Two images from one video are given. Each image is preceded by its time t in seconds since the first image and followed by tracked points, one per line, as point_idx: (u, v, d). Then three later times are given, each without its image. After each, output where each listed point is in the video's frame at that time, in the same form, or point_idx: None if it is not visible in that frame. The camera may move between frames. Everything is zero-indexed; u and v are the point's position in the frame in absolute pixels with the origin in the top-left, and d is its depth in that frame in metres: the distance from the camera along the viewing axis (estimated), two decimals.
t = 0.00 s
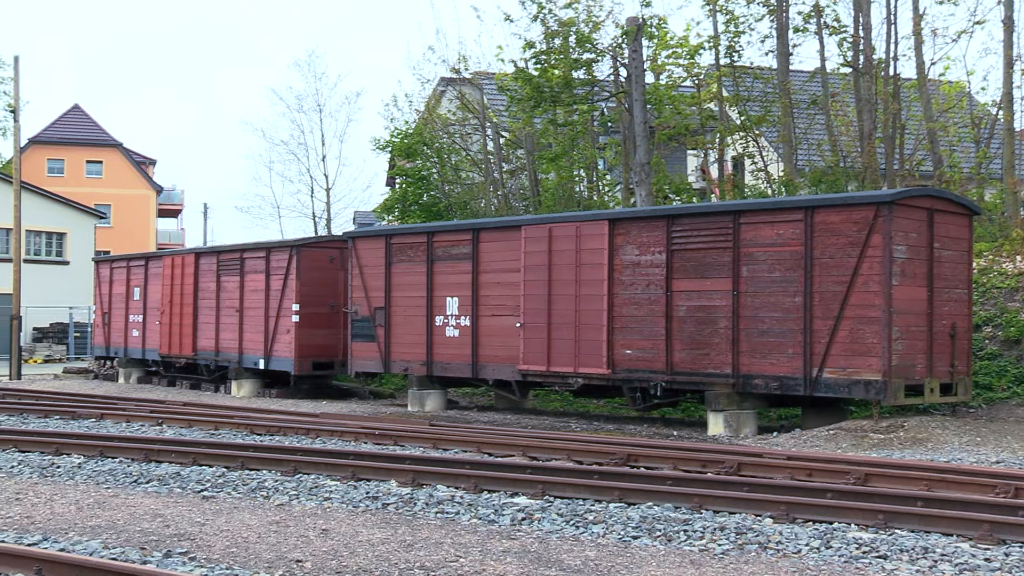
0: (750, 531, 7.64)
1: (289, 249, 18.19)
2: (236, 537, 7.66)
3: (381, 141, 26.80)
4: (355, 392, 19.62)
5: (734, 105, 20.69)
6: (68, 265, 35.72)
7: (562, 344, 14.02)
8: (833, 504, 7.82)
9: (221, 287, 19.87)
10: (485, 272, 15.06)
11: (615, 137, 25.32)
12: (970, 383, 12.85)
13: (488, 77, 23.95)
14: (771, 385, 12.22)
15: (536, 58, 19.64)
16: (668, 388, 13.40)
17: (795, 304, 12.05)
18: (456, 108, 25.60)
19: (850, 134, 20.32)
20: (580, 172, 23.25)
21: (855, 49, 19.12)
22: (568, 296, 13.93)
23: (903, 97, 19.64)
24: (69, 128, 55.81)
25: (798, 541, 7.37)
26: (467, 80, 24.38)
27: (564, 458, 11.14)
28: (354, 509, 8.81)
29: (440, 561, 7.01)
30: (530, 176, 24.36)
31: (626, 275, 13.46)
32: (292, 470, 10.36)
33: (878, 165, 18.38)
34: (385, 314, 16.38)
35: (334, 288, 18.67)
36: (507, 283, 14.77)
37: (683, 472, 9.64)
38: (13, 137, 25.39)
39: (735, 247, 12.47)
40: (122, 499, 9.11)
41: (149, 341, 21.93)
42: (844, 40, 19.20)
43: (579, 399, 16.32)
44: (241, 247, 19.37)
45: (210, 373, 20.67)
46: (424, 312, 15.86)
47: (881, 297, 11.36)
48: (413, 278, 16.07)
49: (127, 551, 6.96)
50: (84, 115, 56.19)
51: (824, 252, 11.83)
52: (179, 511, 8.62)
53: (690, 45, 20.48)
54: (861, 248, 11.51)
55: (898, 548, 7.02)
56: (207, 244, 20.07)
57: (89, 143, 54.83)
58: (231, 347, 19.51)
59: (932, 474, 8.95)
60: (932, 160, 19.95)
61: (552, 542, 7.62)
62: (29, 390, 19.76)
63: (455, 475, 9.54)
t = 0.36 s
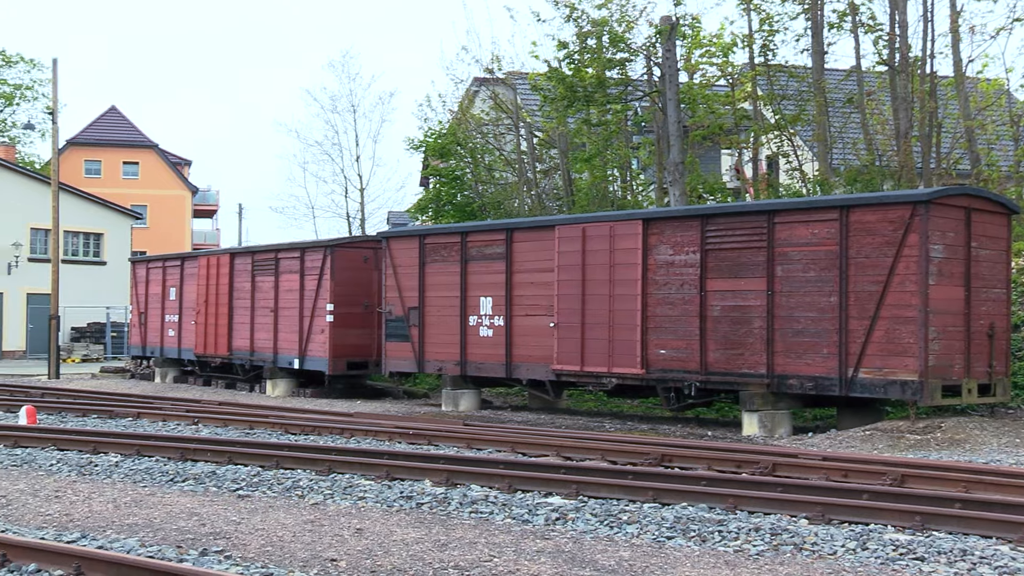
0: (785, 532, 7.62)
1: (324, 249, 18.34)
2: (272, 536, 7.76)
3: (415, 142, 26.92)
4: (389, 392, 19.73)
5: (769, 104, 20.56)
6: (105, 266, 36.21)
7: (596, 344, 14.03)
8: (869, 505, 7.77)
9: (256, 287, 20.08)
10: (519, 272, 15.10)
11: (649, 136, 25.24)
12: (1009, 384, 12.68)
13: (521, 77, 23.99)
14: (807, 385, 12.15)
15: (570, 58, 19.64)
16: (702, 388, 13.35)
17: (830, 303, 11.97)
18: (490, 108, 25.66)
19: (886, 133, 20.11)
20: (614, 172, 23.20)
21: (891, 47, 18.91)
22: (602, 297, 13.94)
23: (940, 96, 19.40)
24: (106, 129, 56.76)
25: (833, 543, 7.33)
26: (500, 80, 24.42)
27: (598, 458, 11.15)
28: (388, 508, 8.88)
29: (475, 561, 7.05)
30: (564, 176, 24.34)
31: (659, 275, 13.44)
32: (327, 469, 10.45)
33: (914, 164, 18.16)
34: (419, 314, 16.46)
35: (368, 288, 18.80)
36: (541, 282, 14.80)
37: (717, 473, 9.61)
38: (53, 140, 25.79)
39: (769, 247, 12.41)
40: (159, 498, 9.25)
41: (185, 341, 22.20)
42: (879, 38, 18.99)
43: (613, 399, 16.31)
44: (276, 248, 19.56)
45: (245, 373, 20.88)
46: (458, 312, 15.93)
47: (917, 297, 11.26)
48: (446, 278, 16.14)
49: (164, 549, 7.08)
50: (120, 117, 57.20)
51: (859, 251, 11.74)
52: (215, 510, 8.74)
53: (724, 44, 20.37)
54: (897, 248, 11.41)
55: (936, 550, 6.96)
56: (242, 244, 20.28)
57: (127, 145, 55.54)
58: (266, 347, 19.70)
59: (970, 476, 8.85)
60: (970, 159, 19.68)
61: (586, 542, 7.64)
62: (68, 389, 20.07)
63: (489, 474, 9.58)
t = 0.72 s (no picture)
0: (826, 533, 7.58)
1: (363, 249, 18.50)
2: (312, 535, 7.86)
3: (454, 142, 27.02)
4: (428, 392, 19.85)
5: (809, 102, 20.41)
6: (148, 266, 36.70)
7: (635, 344, 14.00)
8: (911, 507, 7.70)
9: (296, 287, 20.29)
10: (558, 272, 15.13)
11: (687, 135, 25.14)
12: None
13: (560, 77, 24.00)
14: (848, 385, 12.05)
15: (608, 57, 19.62)
16: (742, 388, 13.28)
17: (872, 303, 11.86)
18: (529, 108, 25.70)
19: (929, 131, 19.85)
20: (653, 171, 23.12)
21: (934, 44, 18.68)
22: (641, 296, 13.92)
23: (984, 93, 19.11)
24: (148, 132, 57.82)
25: (875, 544, 7.28)
26: (539, 80, 24.43)
27: (637, 458, 11.14)
28: (428, 508, 8.96)
29: (515, 561, 7.10)
30: (603, 176, 24.32)
31: (699, 275, 13.39)
32: (367, 468, 10.55)
33: (957, 162, 17.90)
34: (458, 314, 16.53)
35: (407, 288, 18.94)
36: (580, 282, 14.81)
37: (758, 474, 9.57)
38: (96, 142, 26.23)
39: (810, 246, 12.32)
40: (200, 496, 9.41)
41: (226, 340, 22.48)
42: (921, 35, 18.77)
43: (652, 399, 16.28)
44: (315, 248, 19.75)
45: (285, 372, 21.12)
46: (497, 312, 15.98)
47: (960, 297, 11.12)
48: (486, 278, 16.20)
49: (206, 547, 7.20)
50: (162, 119, 58.31)
51: (901, 251, 11.62)
52: (256, 508, 8.87)
53: (764, 42, 20.24)
54: (940, 247, 11.27)
55: (980, 553, 6.89)
56: (282, 244, 20.50)
57: (170, 145, 56.72)
58: (306, 346, 19.90)
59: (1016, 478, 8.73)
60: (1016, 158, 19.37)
61: (626, 543, 7.65)
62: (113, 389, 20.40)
63: (528, 474, 9.62)
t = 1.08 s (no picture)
0: (875, 535, 7.52)
1: (409, 249, 18.66)
2: (358, 534, 7.97)
3: (499, 142, 27.07)
4: (473, 392, 19.96)
5: (856, 101, 20.20)
6: (195, 266, 37.28)
7: (681, 344, 13.96)
8: (963, 509, 7.61)
9: (343, 287, 20.51)
10: (603, 272, 15.14)
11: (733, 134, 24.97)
12: None
13: (605, 76, 23.99)
14: (897, 386, 11.91)
15: (654, 56, 19.55)
16: (789, 389, 13.19)
17: (921, 303, 11.71)
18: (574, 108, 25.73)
19: (980, 128, 19.51)
20: (699, 171, 23.01)
21: (985, 41, 18.37)
22: (687, 296, 13.87)
23: None
24: (195, 133, 58.87)
25: (925, 547, 7.20)
26: (585, 80, 24.42)
27: (683, 458, 11.12)
28: (474, 507, 9.03)
29: (560, 561, 7.14)
30: (648, 175, 24.26)
31: (745, 275, 13.32)
32: (413, 467, 10.66)
33: (1009, 160, 17.57)
34: (504, 314, 16.60)
35: (452, 288, 19.08)
36: (626, 282, 14.81)
37: (805, 474, 9.51)
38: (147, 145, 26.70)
39: (858, 245, 12.20)
40: (248, 495, 9.57)
41: (273, 340, 22.78)
42: (972, 32, 18.46)
43: (698, 399, 16.21)
44: (361, 248, 19.96)
45: (332, 372, 21.35)
46: (543, 312, 16.02)
47: (1012, 296, 10.95)
48: (531, 278, 16.25)
49: (254, 545, 7.34)
50: (208, 121, 59.40)
51: (951, 250, 11.46)
52: (303, 507, 9.02)
53: (811, 39, 20.03)
54: (991, 246, 11.11)
55: None
56: (329, 245, 20.73)
57: (218, 147, 57.81)
58: (352, 346, 20.11)
59: None
60: None
61: (672, 543, 7.65)
62: (164, 388, 20.75)
63: (574, 474, 9.66)
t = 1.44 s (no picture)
0: (930, 538, 7.44)
1: (458, 249, 18.79)
2: (409, 533, 8.08)
3: (548, 142, 27.09)
4: (522, 391, 20.02)
5: (909, 98, 19.93)
6: (247, 266, 37.84)
7: (731, 343, 13.89)
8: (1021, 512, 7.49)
9: (393, 287, 20.70)
10: (653, 272, 15.11)
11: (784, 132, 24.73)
12: None
13: (654, 75, 23.93)
14: (951, 386, 11.74)
15: (704, 55, 19.46)
16: (841, 389, 13.05)
17: (976, 303, 11.54)
18: (623, 108, 25.69)
19: None
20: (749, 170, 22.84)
21: None
22: (738, 296, 13.79)
23: None
24: (247, 134, 59.70)
25: (982, 550, 7.11)
26: (634, 79, 24.41)
27: (734, 459, 11.08)
28: (524, 507, 9.09)
29: (610, 561, 7.18)
30: (697, 175, 24.13)
31: (797, 274, 13.21)
32: (463, 467, 10.76)
33: None
34: (553, 314, 16.64)
35: (502, 288, 19.18)
36: (676, 282, 14.77)
37: (858, 476, 9.43)
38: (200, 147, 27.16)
39: (911, 244, 12.05)
40: (299, 494, 9.74)
41: (324, 340, 23.05)
42: None
43: (748, 400, 16.11)
44: (411, 248, 20.14)
45: (382, 371, 21.56)
46: (592, 312, 16.03)
47: None
48: (581, 278, 16.27)
49: (305, 544, 7.48)
50: (259, 122, 60.31)
51: (1008, 248, 11.28)
52: (354, 506, 9.16)
53: (863, 37, 19.78)
54: None
55: None
56: (379, 245, 20.94)
57: (269, 147, 58.57)
58: (402, 346, 20.29)
59: None
60: None
61: (723, 544, 7.64)
62: (217, 388, 21.09)
63: (624, 474, 9.68)
